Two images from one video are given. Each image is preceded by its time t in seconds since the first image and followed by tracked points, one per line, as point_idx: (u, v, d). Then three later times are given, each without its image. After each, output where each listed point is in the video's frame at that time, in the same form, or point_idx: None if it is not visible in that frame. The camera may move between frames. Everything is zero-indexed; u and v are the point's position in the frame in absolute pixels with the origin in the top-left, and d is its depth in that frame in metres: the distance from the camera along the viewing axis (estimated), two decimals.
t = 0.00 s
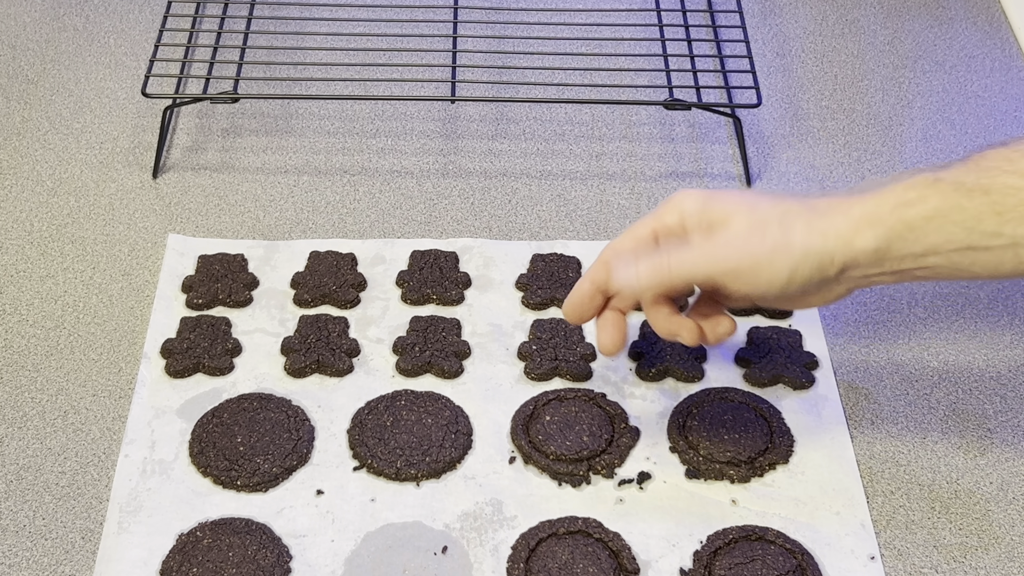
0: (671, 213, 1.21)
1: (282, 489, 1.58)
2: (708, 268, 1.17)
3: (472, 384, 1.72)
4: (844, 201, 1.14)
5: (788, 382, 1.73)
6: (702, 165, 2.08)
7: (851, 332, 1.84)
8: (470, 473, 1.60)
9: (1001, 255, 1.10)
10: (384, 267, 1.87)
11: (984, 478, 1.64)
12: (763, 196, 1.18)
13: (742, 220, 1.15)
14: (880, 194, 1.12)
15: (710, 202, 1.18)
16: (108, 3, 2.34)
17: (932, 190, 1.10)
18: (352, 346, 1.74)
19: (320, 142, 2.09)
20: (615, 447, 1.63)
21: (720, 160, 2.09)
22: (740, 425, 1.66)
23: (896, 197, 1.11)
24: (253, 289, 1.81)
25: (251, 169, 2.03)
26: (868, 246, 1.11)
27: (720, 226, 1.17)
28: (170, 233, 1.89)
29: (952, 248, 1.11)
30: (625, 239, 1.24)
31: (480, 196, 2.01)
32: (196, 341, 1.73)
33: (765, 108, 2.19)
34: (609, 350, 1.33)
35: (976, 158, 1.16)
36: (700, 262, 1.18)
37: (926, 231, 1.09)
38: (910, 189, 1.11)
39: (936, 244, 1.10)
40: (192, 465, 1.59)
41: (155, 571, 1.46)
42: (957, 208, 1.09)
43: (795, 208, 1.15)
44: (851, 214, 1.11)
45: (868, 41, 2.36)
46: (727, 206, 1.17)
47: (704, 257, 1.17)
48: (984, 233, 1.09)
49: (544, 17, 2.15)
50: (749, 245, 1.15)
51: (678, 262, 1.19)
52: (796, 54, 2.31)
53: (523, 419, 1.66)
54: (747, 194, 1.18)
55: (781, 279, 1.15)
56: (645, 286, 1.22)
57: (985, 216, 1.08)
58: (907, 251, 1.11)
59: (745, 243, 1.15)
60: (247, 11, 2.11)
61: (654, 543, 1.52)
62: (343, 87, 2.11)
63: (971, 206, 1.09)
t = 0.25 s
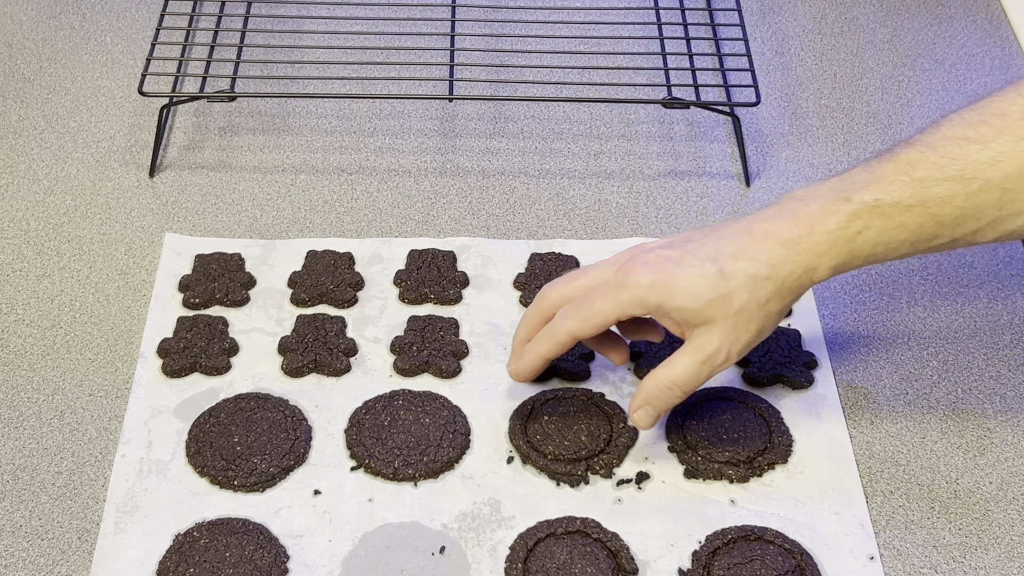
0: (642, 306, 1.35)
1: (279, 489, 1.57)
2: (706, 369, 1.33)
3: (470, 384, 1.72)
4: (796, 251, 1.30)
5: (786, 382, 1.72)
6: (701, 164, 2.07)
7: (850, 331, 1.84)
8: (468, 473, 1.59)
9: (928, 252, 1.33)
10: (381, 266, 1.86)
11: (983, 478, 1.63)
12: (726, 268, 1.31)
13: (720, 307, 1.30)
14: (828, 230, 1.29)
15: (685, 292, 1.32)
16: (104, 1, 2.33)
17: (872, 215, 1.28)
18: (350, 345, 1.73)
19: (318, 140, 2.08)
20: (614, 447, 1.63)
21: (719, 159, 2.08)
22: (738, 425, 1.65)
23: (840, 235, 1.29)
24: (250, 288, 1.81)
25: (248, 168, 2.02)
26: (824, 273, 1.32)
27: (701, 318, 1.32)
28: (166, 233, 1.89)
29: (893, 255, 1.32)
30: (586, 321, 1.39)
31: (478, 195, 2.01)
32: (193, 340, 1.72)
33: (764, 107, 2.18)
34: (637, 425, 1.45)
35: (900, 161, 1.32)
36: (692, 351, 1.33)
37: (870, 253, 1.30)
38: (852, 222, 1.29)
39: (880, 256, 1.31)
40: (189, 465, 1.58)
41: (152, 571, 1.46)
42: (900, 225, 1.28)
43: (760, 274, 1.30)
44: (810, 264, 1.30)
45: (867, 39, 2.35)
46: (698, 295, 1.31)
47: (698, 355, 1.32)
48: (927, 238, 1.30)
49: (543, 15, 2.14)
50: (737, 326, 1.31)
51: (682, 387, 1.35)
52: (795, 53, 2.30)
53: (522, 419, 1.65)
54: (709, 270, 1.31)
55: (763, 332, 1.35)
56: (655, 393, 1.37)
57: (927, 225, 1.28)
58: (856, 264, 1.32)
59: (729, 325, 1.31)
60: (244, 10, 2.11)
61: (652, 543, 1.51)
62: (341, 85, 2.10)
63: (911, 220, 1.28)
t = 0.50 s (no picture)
0: (618, 335, 1.37)
1: (276, 489, 1.56)
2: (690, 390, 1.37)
3: (468, 384, 1.71)
4: (768, 265, 1.30)
5: (785, 381, 1.72)
6: (700, 163, 2.06)
7: (849, 331, 1.83)
8: (466, 473, 1.59)
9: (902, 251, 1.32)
10: (379, 265, 1.85)
11: (983, 478, 1.63)
12: (699, 290, 1.32)
13: (698, 330, 1.32)
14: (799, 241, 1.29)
15: (660, 319, 1.33)
16: None
17: (841, 222, 1.27)
18: (347, 345, 1.73)
19: (315, 139, 2.08)
20: (611, 447, 1.62)
21: (718, 158, 2.07)
22: (737, 424, 1.65)
23: (811, 244, 1.29)
24: (248, 288, 1.80)
25: (245, 167, 2.02)
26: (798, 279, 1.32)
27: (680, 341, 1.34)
28: (163, 232, 1.88)
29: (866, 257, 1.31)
30: (566, 352, 1.40)
31: (475, 194, 2.00)
32: (190, 340, 1.71)
33: (763, 105, 2.17)
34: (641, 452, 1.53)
35: (865, 163, 1.29)
36: (674, 376, 1.37)
37: (844, 257, 1.30)
38: (823, 230, 1.28)
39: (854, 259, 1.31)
40: (186, 465, 1.58)
41: (148, 572, 1.45)
42: (871, 230, 1.26)
43: (734, 292, 1.31)
44: (783, 276, 1.31)
45: (866, 37, 2.34)
46: (674, 320, 1.32)
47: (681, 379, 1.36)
48: (898, 241, 1.28)
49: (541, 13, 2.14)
50: (716, 346, 1.34)
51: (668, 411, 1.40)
52: (794, 51, 2.30)
53: (520, 420, 1.65)
54: (682, 294, 1.32)
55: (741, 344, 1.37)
56: (645, 418, 1.43)
57: (897, 229, 1.26)
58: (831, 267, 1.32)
59: (707, 346, 1.33)
60: (241, 8, 2.10)
61: (651, 543, 1.51)
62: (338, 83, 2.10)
63: (881, 225, 1.26)
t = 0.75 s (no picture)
0: (606, 343, 1.35)
1: (273, 489, 1.56)
2: (683, 393, 1.37)
3: (466, 383, 1.71)
4: (756, 266, 1.28)
5: (784, 381, 1.71)
6: (699, 161, 2.06)
7: (848, 330, 1.82)
8: (463, 473, 1.58)
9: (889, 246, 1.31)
10: (376, 264, 1.85)
11: (982, 478, 1.62)
12: (688, 294, 1.29)
13: (689, 334, 1.30)
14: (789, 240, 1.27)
15: (650, 326, 1.31)
16: None
17: (830, 220, 1.25)
18: (345, 344, 1.72)
19: (312, 138, 2.07)
20: (609, 447, 1.62)
21: (716, 156, 2.07)
22: (736, 424, 1.64)
23: (800, 243, 1.27)
24: (245, 287, 1.80)
25: (242, 166, 2.01)
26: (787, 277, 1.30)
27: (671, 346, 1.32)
28: (160, 231, 1.87)
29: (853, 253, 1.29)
30: (555, 361, 1.38)
31: (473, 193, 1.99)
32: (187, 339, 1.71)
33: (762, 104, 2.17)
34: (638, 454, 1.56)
35: (852, 159, 1.27)
36: (667, 381, 1.37)
37: (832, 254, 1.28)
38: (812, 229, 1.26)
39: (841, 255, 1.29)
40: (183, 465, 1.57)
41: (145, 572, 1.44)
42: (859, 227, 1.25)
43: (724, 294, 1.28)
44: (773, 275, 1.28)
45: (865, 36, 2.34)
46: (664, 327, 1.30)
47: (674, 385, 1.36)
48: (884, 238, 1.27)
49: (539, 11, 2.13)
50: (706, 349, 1.32)
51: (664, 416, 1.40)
52: (793, 50, 2.29)
53: (518, 420, 1.64)
54: (671, 299, 1.29)
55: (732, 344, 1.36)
56: (641, 424, 1.43)
57: (884, 226, 1.25)
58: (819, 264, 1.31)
59: (698, 350, 1.32)
60: (239, 6, 2.09)
61: (650, 543, 1.50)
62: (336, 82, 2.09)
63: (869, 222, 1.24)
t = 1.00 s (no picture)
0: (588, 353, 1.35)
1: (271, 489, 1.55)
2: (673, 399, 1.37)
3: (464, 383, 1.70)
4: (735, 267, 1.27)
5: (783, 380, 1.71)
6: (697, 160, 2.05)
7: (847, 329, 1.82)
8: (461, 473, 1.58)
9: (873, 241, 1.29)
10: (374, 263, 1.84)
11: (982, 478, 1.61)
12: (667, 301, 1.29)
13: (672, 340, 1.30)
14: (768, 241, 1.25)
15: (630, 335, 1.31)
16: None
17: (809, 219, 1.23)
18: (342, 344, 1.72)
19: (310, 137, 2.07)
20: (608, 447, 1.61)
21: (715, 155, 2.06)
22: (735, 424, 1.64)
23: (779, 243, 1.25)
24: (242, 286, 1.79)
25: (239, 165, 2.00)
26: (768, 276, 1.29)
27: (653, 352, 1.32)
28: (157, 230, 1.87)
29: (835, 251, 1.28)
30: (539, 373, 1.40)
31: (471, 191, 1.99)
32: (184, 339, 1.70)
33: (761, 102, 2.16)
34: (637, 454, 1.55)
35: (831, 156, 1.24)
36: (655, 388, 1.37)
37: (813, 252, 1.27)
38: (790, 229, 1.24)
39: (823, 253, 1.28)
40: (180, 464, 1.57)
41: (142, 572, 1.44)
42: (839, 226, 1.23)
43: (703, 298, 1.27)
44: (753, 277, 1.27)
45: (865, 34, 2.33)
46: (644, 334, 1.30)
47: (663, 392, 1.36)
48: (865, 236, 1.25)
49: (537, 9, 2.12)
50: (690, 353, 1.32)
51: (658, 422, 1.41)
52: (792, 48, 2.28)
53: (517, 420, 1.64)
54: (650, 307, 1.29)
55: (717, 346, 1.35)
56: (637, 433, 1.45)
57: (864, 225, 1.23)
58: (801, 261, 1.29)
59: (680, 356, 1.32)
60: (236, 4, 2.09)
61: (648, 543, 1.50)
62: (333, 80, 2.09)
63: (849, 221, 1.23)
